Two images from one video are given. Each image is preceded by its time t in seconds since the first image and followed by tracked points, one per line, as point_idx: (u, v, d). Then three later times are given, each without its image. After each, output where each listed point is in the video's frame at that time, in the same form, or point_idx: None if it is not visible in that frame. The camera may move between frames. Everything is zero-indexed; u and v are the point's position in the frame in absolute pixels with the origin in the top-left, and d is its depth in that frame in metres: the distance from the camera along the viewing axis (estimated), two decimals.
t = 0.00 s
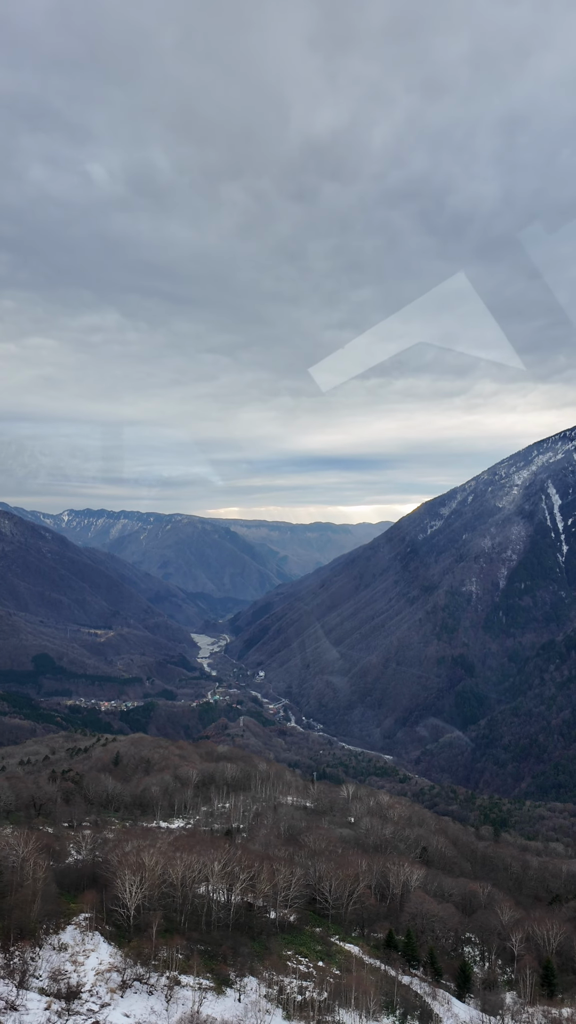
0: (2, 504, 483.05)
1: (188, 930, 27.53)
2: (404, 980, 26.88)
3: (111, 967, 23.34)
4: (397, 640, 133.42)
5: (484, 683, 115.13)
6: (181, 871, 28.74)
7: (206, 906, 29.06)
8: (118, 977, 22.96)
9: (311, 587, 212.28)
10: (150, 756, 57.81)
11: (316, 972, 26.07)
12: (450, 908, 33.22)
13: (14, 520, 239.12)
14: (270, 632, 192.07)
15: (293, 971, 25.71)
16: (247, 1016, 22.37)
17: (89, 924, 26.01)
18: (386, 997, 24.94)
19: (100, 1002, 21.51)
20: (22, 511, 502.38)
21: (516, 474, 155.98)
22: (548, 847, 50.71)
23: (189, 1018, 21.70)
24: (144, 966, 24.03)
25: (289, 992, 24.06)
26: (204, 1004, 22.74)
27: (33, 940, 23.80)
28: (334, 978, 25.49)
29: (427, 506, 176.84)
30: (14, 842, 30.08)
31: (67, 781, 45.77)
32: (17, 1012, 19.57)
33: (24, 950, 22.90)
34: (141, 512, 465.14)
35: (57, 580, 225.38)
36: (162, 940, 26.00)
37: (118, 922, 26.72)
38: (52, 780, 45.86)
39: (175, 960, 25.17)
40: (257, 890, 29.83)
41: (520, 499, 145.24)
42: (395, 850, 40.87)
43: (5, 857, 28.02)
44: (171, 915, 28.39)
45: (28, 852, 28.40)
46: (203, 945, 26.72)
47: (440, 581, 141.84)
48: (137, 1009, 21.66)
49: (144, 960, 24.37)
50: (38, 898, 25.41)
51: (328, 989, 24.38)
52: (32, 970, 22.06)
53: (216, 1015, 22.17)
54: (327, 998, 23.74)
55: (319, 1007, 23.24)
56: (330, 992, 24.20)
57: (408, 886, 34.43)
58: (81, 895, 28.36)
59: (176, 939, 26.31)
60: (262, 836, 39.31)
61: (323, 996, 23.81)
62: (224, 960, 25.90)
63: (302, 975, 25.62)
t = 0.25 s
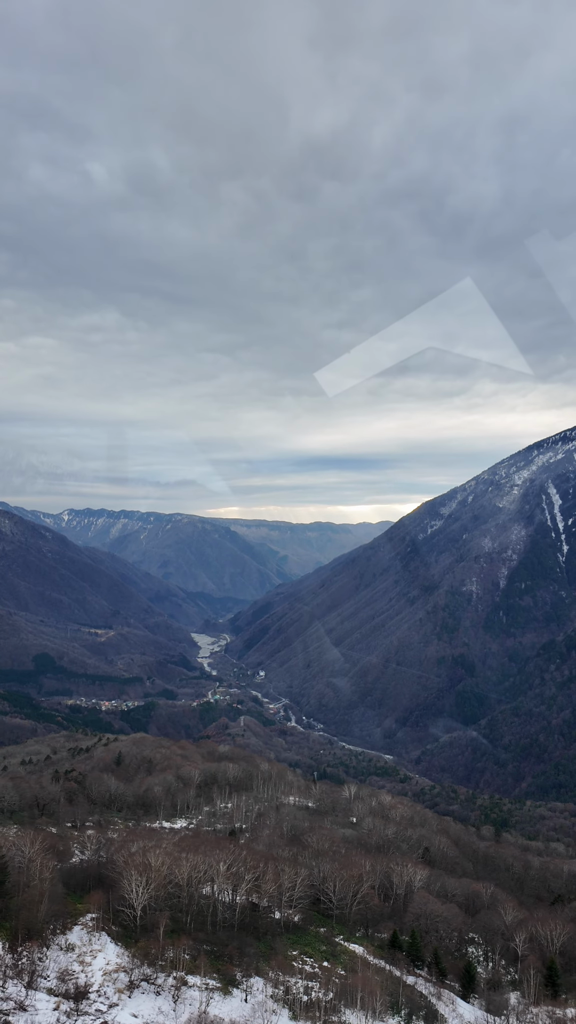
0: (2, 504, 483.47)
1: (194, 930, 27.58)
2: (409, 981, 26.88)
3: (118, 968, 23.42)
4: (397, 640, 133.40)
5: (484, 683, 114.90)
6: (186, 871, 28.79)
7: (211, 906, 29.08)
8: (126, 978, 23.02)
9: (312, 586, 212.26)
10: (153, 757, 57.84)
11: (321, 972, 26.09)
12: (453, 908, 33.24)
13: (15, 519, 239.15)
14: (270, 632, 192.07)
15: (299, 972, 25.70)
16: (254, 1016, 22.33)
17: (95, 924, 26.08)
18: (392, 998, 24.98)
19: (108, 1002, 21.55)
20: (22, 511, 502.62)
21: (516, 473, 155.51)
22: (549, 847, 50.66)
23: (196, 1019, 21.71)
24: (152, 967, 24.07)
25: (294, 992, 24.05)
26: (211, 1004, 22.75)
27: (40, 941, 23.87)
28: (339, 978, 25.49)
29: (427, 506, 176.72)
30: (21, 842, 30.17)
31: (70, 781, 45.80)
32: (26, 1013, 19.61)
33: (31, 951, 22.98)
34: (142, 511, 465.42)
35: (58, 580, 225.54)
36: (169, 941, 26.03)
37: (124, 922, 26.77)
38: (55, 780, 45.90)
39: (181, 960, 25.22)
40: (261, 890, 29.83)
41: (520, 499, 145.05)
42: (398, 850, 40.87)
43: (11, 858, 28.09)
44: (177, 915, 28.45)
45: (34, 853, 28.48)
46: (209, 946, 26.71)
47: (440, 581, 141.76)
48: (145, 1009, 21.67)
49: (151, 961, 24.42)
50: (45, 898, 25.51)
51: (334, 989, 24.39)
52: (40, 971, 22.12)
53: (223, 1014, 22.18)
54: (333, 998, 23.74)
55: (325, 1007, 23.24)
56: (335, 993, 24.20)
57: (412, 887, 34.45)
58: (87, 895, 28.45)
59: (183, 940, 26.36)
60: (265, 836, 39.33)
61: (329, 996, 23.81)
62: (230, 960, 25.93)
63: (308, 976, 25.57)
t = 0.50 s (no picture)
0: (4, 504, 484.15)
1: (201, 931, 27.63)
2: (416, 982, 26.89)
3: (127, 968, 23.47)
4: (399, 640, 133.36)
5: (485, 683, 114.79)
6: (193, 872, 28.82)
7: (218, 907, 29.11)
8: (134, 979, 23.06)
9: (313, 586, 212.30)
10: (155, 757, 57.88)
11: (328, 972, 26.12)
12: (458, 909, 33.23)
13: (16, 519, 239.36)
14: (272, 632, 192.12)
15: (306, 972, 25.76)
16: (262, 1017, 22.32)
17: (103, 924, 26.15)
18: (398, 998, 24.99)
19: (117, 1002, 21.58)
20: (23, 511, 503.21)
21: (518, 473, 155.29)
22: (550, 847, 50.63)
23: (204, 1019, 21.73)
24: (160, 967, 24.11)
25: (301, 993, 24.06)
26: (219, 1005, 22.77)
27: (49, 941, 23.93)
28: (346, 979, 25.51)
29: (429, 506, 176.52)
30: (28, 843, 30.26)
31: (74, 781, 45.86)
32: (36, 1013, 19.64)
33: (40, 952, 23.04)
34: (143, 512, 465.79)
35: (59, 580, 225.83)
36: (177, 941, 26.06)
37: (132, 923, 26.82)
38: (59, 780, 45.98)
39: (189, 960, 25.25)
40: (267, 891, 29.89)
41: (521, 499, 144.83)
42: (402, 851, 40.88)
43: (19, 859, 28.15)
44: (184, 916, 28.48)
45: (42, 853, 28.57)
46: (216, 946, 26.76)
47: (441, 581, 141.72)
48: (154, 1009, 21.70)
49: (159, 962, 24.46)
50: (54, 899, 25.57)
51: (341, 990, 24.40)
52: (49, 971, 22.17)
53: (232, 1015, 22.19)
54: (340, 999, 23.81)
55: (332, 1007, 23.24)
56: (342, 994, 24.22)
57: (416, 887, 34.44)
58: (95, 896, 28.51)
59: (191, 941, 26.40)
60: (270, 836, 39.37)
61: (336, 996, 23.88)
62: (237, 961, 25.96)
63: (314, 976, 25.61)
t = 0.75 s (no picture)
0: (10, 504, 486.17)
1: (211, 931, 27.71)
2: (427, 983, 26.81)
3: (140, 968, 23.57)
4: (405, 640, 133.06)
5: (491, 683, 114.43)
6: (204, 872, 28.89)
7: (229, 907, 29.16)
8: (147, 979, 23.14)
9: (319, 586, 212.18)
10: (162, 756, 58.07)
11: (339, 973, 26.11)
12: (468, 910, 33.15)
13: (22, 519, 240.40)
14: (277, 631, 192.01)
15: (317, 973, 25.76)
16: (274, 1017, 22.32)
17: (116, 923, 26.29)
18: (409, 999, 24.98)
19: (131, 1003, 21.64)
20: (29, 511, 504.98)
21: (524, 472, 154.40)
22: (557, 848, 50.40)
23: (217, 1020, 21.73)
24: (172, 967, 24.17)
25: (312, 994, 24.07)
26: (231, 1005, 22.79)
27: (62, 941, 24.08)
28: (357, 980, 25.52)
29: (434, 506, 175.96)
30: (40, 842, 30.43)
31: (82, 782, 45.99)
32: (51, 1012, 19.74)
33: (54, 952, 23.17)
34: (149, 511, 466.69)
35: (65, 579, 226.60)
36: (189, 942, 26.14)
37: (145, 923, 26.94)
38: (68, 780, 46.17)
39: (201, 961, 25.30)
40: (278, 892, 29.91)
41: (527, 498, 144.06)
42: (410, 852, 40.81)
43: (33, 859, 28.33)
44: (196, 916, 28.51)
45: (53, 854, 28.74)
46: (228, 946, 26.83)
47: (447, 581, 141.33)
48: (167, 1010, 21.74)
49: (172, 962, 24.52)
50: (66, 898, 25.72)
51: (352, 991, 24.35)
52: (64, 972, 22.23)
53: (244, 1015, 22.22)
54: (352, 999, 23.84)
55: (344, 1008, 23.18)
56: (353, 995, 24.17)
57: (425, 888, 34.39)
58: (107, 896, 28.66)
59: (203, 941, 26.47)
60: (278, 837, 39.44)
61: (347, 996, 23.92)
62: (249, 961, 25.98)
63: (325, 976, 25.63)
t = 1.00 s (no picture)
0: (15, 505, 487.98)
1: (221, 932, 27.71)
2: (436, 985, 26.72)
3: (151, 969, 23.60)
4: (409, 640, 132.88)
5: (496, 684, 114.12)
6: (213, 873, 28.90)
7: (238, 908, 29.17)
8: (159, 980, 23.19)
9: (323, 586, 212.17)
10: (168, 757, 58.16)
11: (348, 974, 26.08)
12: (476, 912, 33.07)
13: (27, 520, 241.24)
14: (281, 631, 192.05)
15: (327, 974, 25.73)
16: (285, 1019, 22.29)
17: (126, 924, 26.34)
18: (419, 1000, 24.93)
19: (142, 1004, 21.67)
20: (34, 511, 506.67)
21: (528, 473, 153.62)
22: (562, 849, 50.22)
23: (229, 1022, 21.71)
24: (183, 968, 24.20)
25: (322, 996, 24.04)
26: (242, 1006, 22.80)
27: (74, 942, 24.16)
28: (367, 982, 25.50)
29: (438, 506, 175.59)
30: (50, 843, 30.56)
31: (89, 782, 46.15)
32: (65, 1012, 19.79)
33: (66, 953, 23.25)
34: (153, 512, 467.70)
35: (69, 579, 227.22)
36: (200, 943, 26.19)
37: (155, 923, 26.99)
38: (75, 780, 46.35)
39: (211, 962, 25.32)
40: (286, 893, 29.88)
41: (532, 499, 143.35)
42: (417, 853, 40.73)
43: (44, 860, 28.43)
44: (205, 917, 28.53)
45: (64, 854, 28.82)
46: (237, 947, 26.85)
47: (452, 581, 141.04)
48: (179, 1011, 21.77)
49: (182, 963, 24.54)
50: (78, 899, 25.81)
51: (362, 992, 24.28)
52: (76, 973, 22.30)
53: (256, 1016, 22.21)
54: (362, 1001, 23.76)
55: (353, 1010, 23.11)
56: (363, 996, 24.12)
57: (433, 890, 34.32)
58: (117, 897, 28.73)
59: (213, 942, 26.49)
60: (285, 837, 39.48)
61: (357, 997, 23.89)
62: (259, 963, 25.98)
63: (334, 978, 25.61)
